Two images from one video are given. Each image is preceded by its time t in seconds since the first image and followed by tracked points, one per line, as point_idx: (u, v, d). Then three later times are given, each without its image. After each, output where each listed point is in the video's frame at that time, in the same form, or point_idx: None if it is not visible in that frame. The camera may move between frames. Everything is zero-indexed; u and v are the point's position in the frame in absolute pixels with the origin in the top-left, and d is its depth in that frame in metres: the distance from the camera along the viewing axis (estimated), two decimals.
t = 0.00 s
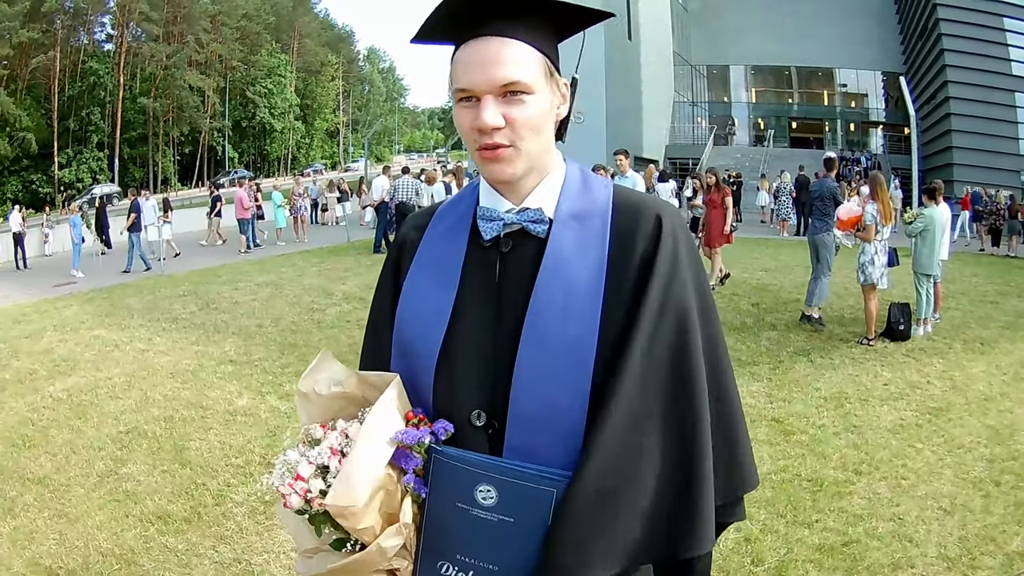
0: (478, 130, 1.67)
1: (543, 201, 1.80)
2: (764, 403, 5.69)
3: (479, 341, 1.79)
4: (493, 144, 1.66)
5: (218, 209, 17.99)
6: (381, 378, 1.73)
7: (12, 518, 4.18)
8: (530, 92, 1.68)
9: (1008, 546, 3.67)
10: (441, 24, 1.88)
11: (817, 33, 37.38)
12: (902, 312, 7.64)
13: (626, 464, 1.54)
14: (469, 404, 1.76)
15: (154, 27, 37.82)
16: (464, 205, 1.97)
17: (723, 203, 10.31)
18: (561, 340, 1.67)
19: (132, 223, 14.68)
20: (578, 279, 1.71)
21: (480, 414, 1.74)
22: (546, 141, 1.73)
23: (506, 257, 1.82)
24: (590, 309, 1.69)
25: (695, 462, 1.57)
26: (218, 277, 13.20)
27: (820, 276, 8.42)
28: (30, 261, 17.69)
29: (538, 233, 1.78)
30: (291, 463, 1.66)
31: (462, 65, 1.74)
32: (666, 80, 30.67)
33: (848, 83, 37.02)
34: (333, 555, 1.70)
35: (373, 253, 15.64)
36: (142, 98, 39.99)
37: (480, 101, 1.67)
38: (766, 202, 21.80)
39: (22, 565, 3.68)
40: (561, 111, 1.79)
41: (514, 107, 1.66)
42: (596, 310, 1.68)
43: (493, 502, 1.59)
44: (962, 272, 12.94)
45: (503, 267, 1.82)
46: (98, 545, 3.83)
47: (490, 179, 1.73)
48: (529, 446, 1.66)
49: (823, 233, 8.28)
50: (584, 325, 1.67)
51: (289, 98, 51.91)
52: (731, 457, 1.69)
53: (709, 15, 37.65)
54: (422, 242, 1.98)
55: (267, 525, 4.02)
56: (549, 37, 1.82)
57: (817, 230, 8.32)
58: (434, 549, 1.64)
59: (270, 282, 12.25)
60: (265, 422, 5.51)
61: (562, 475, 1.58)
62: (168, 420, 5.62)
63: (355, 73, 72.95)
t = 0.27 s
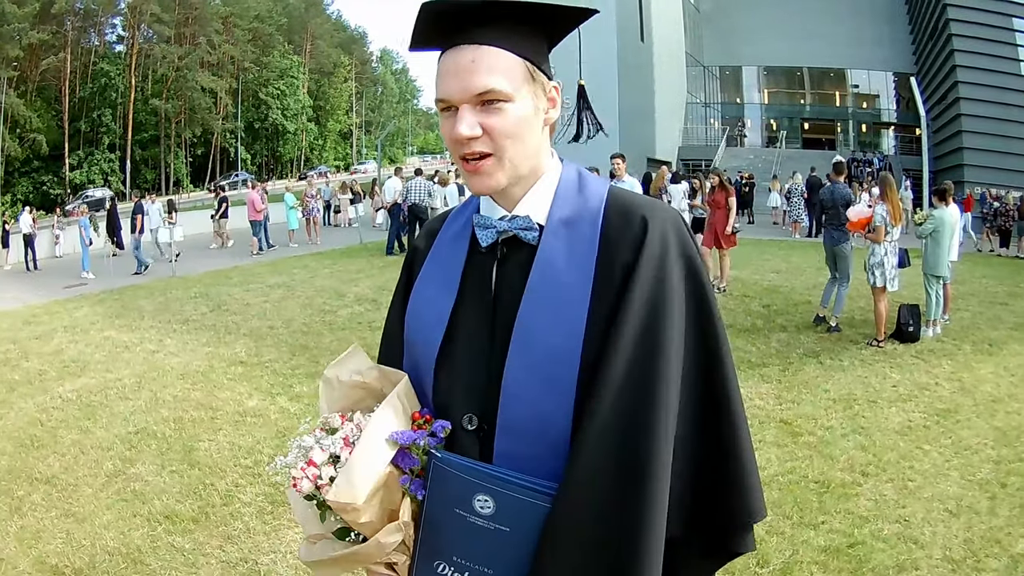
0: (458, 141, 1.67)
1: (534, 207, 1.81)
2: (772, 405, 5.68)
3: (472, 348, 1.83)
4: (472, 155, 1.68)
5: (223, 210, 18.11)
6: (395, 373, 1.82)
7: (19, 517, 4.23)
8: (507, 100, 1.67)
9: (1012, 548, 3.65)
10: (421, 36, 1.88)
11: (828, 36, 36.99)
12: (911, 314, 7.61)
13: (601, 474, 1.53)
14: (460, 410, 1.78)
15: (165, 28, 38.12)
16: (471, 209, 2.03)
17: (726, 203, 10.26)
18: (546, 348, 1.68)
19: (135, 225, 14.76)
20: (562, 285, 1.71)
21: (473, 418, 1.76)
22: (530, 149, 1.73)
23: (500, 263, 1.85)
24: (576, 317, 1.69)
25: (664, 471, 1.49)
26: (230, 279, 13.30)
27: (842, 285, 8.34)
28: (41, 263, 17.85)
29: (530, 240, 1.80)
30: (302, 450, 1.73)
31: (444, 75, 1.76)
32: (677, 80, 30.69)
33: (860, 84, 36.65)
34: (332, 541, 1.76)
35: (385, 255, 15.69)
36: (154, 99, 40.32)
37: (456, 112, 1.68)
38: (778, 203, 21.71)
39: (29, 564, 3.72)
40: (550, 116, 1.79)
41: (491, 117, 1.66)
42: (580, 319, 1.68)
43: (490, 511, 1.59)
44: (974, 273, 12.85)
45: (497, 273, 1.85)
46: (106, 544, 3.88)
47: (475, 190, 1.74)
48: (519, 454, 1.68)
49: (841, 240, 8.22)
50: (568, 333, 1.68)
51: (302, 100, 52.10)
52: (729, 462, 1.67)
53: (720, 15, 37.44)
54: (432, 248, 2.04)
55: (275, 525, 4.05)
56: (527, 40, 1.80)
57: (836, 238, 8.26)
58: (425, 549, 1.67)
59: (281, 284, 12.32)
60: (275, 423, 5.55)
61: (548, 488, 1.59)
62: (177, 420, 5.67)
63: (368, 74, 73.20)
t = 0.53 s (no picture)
0: (491, 126, 1.66)
1: (555, 203, 1.81)
2: (785, 405, 5.65)
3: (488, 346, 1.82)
4: (504, 141, 1.67)
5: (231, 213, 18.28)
6: (409, 364, 1.78)
7: (30, 515, 4.29)
8: (544, 92, 1.67)
9: (1021, 550, 3.61)
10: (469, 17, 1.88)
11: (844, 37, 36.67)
12: (925, 314, 7.53)
13: (613, 476, 1.54)
14: (477, 405, 1.78)
15: (179, 30, 38.48)
16: (486, 203, 2.00)
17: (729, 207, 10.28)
18: (562, 348, 1.68)
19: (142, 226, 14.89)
20: (580, 285, 1.72)
21: (487, 414, 1.77)
22: (559, 144, 1.72)
23: (519, 258, 1.85)
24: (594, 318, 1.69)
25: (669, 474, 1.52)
26: (245, 279, 13.41)
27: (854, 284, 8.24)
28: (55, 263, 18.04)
29: (551, 235, 1.80)
30: (310, 446, 1.66)
31: (483, 61, 1.76)
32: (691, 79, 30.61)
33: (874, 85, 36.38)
34: (343, 539, 1.73)
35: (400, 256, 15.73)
36: (169, 101, 40.68)
37: (493, 97, 1.68)
38: (793, 203, 21.56)
39: (39, 561, 3.79)
40: (584, 116, 1.79)
41: (527, 106, 1.66)
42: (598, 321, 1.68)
43: (510, 508, 1.60)
44: (991, 274, 12.71)
45: (515, 269, 1.85)
46: (116, 542, 3.94)
47: (499, 176, 1.72)
48: (531, 451, 1.68)
49: (853, 238, 8.11)
50: (587, 334, 1.68)
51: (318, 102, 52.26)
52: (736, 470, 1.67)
53: (734, 16, 37.29)
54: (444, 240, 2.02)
55: (285, 523, 4.09)
56: (572, 39, 1.80)
57: (848, 235, 8.15)
58: (444, 542, 1.68)
59: (295, 285, 12.41)
60: (287, 423, 5.59)
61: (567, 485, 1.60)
62: (189, 420, 5.73)
63: (384, 76, 73.50)
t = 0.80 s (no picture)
0: (506, 115, 1.64)
1: (560, 202, 1.79)
2: (777, 399, 5.67)
3: (494, 348, 1.77)
4: (519, 133, 1.65)
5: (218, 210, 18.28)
6: (396, 377, 1.62)
7: (24, 513, 4.27)
8: (563, 85, 1.67)
9: (1015, 544, 3.64)
10: (473, 11, 1.87)
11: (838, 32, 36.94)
12: (917, 309, 7.58)
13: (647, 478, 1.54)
14: (479, 407, 1.73)
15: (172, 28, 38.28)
16: (477, 197, 1.89)
17: (707, 199, 10.23)
18: (575, 349, 1.67)
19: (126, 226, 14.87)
20: (594, 289, 1.70)
21: (491, 417, 1.72)
22: (571, 137, 1.72)
23: (519, 256, 1.79)
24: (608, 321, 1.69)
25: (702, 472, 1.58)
26: (237, 276, 13.37)
27: (843, 276, 8.34)
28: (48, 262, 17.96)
29: (554, 233, 1.77)
30: (307, 477, 1.51)
31: (494, 51, 1.73)
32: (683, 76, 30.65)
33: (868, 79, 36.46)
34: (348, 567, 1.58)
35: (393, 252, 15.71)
36: (162, 98, 40.47)
37: (511, 87, 1.65)
38: (786, 198, 21.62)
39: (33, 560, 3.77)
40: (592, 110, 1.79)
41: (545, 99, 1.65)
42: (611, 322, 1.69)
43: (529, 518, 1.54)
44: (982, 268, 12.79)
45: (517, 266, 1.79)
46: (110, 539, 3.92)
47: (510, 170, 1.71)
48: (541, 455, 1.65)
49: (842, 232, 8.20)
50: (603, 338, 1.68)
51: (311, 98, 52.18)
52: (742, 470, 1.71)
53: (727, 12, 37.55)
54: (430, 233, 1.89)
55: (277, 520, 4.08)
56: (585, 34, 1.81)
57: (838, 229, 8.22)
58: (456, 556, 1.60)
59: (288, 281, 12.37)
60: (279, 419, 5.58)
61: (588, 488, 1.57)
62: (182, 417, 5.71)
63: (376, 72, 73.30)
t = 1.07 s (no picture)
0: (502, 118, 1.63)
1: (564, 204, 1.78)
2: (769, 398, 5.68)
3: (505, 353, 1.75)
4: (516, 136, 1.64)
5: (204, 216, 18.23)
6: (404, 387, 1.57)
7: (20, 519, 4.24)
8: (553, 81, 1.66)
9: (1011, 540, 3.66)
10: (453, 30, 1.89)
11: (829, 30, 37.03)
12: (909, 305, 7.62)
13: (670, 469, 1.57)
14: (496, 412, 1.70)
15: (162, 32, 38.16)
16: (472, 197, 1.84)
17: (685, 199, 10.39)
18: (586, 348, 1.67)
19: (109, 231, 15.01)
20: (604, 291, 1.71)
21: (507, 420, 1.70)
22: (567, 135, 1.71)
23: (523, 258, 1.77)
24: (617, 320, 1.69)
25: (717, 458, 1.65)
26: (229, 280, 13.32)
27: (830, 272, 8.37)
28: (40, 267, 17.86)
29: (558, 235, 1.76)
30: (331, 501, 1.46)
31: (480, 57, 1.72)
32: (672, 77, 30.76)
33: (858, 77, 36.80)
34: None
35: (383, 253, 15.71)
36: (152, 103, 40.32)
37: (504, 91, 1.64)
38: (776, 197, 21.72)
39: (29, 565, 3.74)
40: (585, 107, 1.79)
41: (537, 99, 1.64)
42: (620, 322, 1.69)
43: (559, 516, 1.54)
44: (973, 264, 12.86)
45: (520, 269, 1.77)
46: (105, 544, 3.90)
47: (512, 173, 1.69)
48: (556, 455, 1.65)
49: (825, 229, 8.20)
50: (611, 336, 1.68)
51: (300, 101, 52.06)
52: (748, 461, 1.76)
53: (716, 11, 37.55)
54: (424, 230, 1.82)
55: (270, 523, 4.05)
56: (572, 29, 1.82)
57: (821, 226, 8.22)
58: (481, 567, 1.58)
59: (280, 284, 12.33)
60: (272, 422, 5.55)
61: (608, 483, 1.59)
62: (175, 421, 5.68)
63: (365, 74, 73.18)
